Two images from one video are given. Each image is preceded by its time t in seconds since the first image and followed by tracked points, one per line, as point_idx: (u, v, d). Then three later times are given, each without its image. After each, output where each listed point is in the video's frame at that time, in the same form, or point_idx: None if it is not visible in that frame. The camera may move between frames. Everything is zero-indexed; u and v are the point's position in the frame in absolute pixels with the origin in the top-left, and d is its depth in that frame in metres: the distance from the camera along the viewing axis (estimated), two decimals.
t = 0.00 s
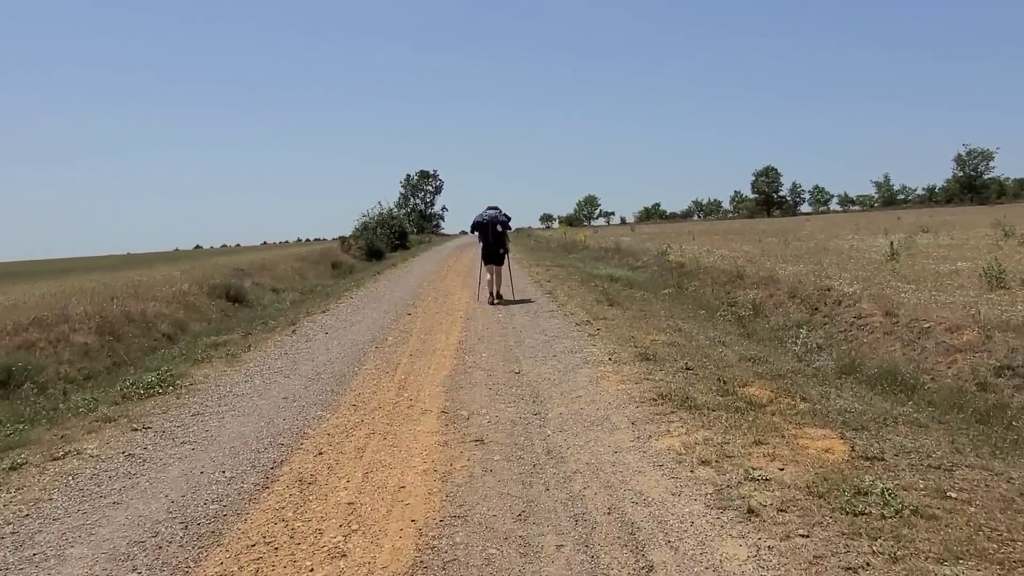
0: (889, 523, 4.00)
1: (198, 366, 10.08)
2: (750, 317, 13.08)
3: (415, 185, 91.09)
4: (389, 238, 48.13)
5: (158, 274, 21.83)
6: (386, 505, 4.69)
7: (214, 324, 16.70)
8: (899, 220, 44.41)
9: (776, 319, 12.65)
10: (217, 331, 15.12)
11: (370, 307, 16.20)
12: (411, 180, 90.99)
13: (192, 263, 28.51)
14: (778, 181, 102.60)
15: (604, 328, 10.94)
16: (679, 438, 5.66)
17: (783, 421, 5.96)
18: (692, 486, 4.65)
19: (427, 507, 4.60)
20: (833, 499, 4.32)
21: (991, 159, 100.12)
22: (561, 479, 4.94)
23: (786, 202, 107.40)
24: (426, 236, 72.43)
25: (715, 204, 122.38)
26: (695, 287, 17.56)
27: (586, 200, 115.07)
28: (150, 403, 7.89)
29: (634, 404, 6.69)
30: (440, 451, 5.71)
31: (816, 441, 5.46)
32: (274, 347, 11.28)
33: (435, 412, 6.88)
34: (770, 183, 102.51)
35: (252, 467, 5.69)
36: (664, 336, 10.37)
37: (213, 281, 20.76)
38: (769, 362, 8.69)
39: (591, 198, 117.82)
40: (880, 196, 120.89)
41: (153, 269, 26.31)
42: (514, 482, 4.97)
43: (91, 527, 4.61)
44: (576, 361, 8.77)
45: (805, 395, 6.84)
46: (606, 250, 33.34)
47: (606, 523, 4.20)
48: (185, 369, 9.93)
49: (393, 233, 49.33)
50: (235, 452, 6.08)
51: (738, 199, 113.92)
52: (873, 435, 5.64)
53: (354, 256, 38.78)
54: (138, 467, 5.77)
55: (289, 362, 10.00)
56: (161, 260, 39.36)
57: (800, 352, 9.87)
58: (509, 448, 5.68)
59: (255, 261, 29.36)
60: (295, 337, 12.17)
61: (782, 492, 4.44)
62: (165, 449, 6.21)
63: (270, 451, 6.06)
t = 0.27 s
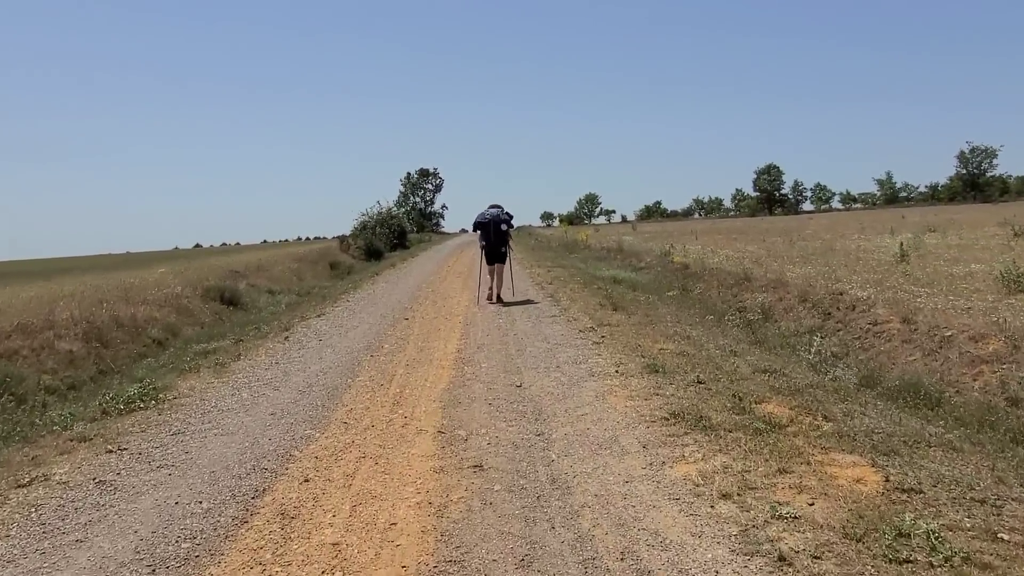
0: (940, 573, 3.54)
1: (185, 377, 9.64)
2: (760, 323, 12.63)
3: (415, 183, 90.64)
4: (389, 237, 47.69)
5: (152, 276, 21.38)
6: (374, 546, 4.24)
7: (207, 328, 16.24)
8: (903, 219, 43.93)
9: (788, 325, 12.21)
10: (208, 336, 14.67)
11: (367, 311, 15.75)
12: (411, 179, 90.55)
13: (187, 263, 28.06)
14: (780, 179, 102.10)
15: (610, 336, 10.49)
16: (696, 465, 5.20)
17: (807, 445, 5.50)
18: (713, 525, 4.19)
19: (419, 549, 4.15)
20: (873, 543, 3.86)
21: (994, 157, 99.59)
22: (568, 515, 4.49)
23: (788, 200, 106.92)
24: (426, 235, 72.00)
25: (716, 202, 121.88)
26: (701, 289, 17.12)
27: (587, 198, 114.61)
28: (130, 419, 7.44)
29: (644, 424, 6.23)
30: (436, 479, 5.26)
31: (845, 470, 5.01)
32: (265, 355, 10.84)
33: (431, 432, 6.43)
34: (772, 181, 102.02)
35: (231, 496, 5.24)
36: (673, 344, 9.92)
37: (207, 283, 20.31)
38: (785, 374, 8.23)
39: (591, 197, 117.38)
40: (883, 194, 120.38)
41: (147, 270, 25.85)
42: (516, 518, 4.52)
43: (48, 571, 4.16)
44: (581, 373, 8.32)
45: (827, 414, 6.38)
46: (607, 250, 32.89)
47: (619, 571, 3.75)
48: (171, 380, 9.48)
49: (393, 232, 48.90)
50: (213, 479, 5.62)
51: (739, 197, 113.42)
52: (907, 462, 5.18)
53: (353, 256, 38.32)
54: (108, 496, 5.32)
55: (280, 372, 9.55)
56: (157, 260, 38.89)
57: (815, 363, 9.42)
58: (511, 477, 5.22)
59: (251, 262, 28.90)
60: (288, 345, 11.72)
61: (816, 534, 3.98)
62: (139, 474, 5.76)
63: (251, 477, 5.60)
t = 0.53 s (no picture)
0: None
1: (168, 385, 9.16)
2: (770, 325, 12.15)
3: (415, 185, 90.19)
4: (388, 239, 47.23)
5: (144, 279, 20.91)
6: None
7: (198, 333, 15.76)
8: (907, 218, 43.46)
9: (799, 327, 11.73)
10: (198, 341, 14.18)
11: (363, 314, 15.26)
12: (410, 181, 90.11)
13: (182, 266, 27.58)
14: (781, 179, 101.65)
15: (614, 340, 10.02)
16: (715, 485, 4.70)
17: (836, 461, 5.01)
18: (739, 557, 3.70)
19: None
20: None
21: (996, 156, 99.13)
22: (575, 545, 4.00)
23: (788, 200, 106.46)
24: (425, 236, 71.51)
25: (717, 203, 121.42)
26: (707, 291, 16.65)
27: (587, 199, 114.19)
28: (103, 432, 6.96)
29: (655, 437, 5.74)
30: (428, 501, 4.77)
31: (881, 490, 4.51)
32: (254, 361, 10.35)
33: (425, 446, 5.95)
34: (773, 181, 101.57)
35: (202, 520, 4.76)
36: (681, 348, 9.43)
37: (200, 286, 19.83)
38: (802, 381, 7.74)
39: (591, 197, 116.94)
40: (884, 194, 119.93)
41: (139, 273, 25.36)
42: (516, 547, 4.03)
43: None
44: (585, 380, 7.84)
45: (853, 425, 5.89)
46: (608, 251, 32.42)
47: None
48: (153, 388, 9.00)
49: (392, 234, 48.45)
50: (185, 500, 5.13)
51: (740, 198, 112.97)
52: (948, 480, 4.69)
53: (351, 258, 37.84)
54: (68, 521, 4.83)
55: (268, 379, 9.06)
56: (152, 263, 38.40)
57: (832, 369, 8.93)
58: (510, 498, 4.73)
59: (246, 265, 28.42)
60: (279, 350, 11.24)
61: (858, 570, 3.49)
62: (104, 494, 5.27)
63: (226, 498, 5.11)
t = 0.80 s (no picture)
0: None
1: (152, 399, 8.69)
2: (785, 333, 11.65)
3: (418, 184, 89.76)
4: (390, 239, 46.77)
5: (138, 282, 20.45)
6: None
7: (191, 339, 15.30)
8: (915, 218, 42.87)
9: (815, 336, 11.23)
10: (190, 348, 13.71)
11: (361, 319, 14.77)
12: (413, 180, 89.67)
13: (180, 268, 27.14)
14: (786, 179, 101.04)
15: (623, 350, 9.53)
16: (742, 526, 4.21)
17: (875, 497, 4.52)
18: None
19: None
20: None
21: (1003, 154, 98.39)
22: None
23: (793, 199, 105.76)
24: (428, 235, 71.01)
25: (721, 202, 120.81)
26: (716, 295, 16.14)
27: (591, 198, 113.66)
28: (77, 454, 6.48)
29: (671, 466, 5.26)
30: (422, 543, 4.29)
31: (930, 534, 4.02)
32: (244, 371, 9.88)
33: (420, 474, 5.46)
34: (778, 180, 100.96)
35: (170, 565, 4.27)
36: (694, 360, 8.94)
37: (196, 289, 19.37)
38: (826, 397, 7.24)
39: (594, 196, 116.33)
40: (889, 193, 119.22)
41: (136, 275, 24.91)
42: None
43: None
44: (593, 396, 7.35)
45: (888, 452, 5.40)
46: (613, 252, 31.92)
47: None
48: (136, 402, 8.53)
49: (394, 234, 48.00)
50: (155, 538, 4.66)
51: (744, 197, 112.34)
52: (1003, 521, 4.19)
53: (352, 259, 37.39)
54: (22, 564, 4.36)
55: (258, 393, 8.58)
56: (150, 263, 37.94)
57: (854, 383, 8.43)
58: (513, 540, 4.25)
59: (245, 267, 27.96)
60: (272, 359, 10.77)
61: None
62: (67, 531, 4.80)
63: (200, 536, 4.64)
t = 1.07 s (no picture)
0: None
1: (136, 408, 8.24)
2: (800, 336, 11.18)
3: (420, 186, 89.39)
4: (392, 242, 46.36)
5: (134, 285, 20.02)
6: None
7: (185, 344, 14.85)
8: (923, 218, 42.33)
9: (832, 339, 10.75)
10: (182, 353, 13.25)
11: (360, 323, 14.32)
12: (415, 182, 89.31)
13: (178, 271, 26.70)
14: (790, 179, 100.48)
15: (632, 355, 9.07)
16: (775, 558, 3.74)
17: (922, 523, 4.04)
18: None
19: None
20: None
21: (1008, 154, 97.75)
22: None
23: (797, 199, 105.16)
24: (430, 237, 70.57)
25: (725, 203, 120.29)
26: (726, 297, 15.66)
27: (594, 200, 113.49)
28: (47, 471, 6.03)
29: (691, 486, 4.79)
30: None
31: (989, 568, 3.54)
32: (235, 379, 9.42)
33: (415, 494, 5.00)
34: (782, 180, 100.44)
35: None
36: (708, 365, 8.47)
37: (191, 292, 18.93)
38: (851, 406, 6.77)
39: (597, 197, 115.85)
40: (894, 193, 118.58)
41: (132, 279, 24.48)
42: None
43: None
44: (603, 405, 6.89)
45: (928, 469, 4.93)
46: (617, 253, 31.48)
47: None
48: (118, 413, 8.07)
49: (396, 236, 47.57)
50: (120, 571, 4.19)
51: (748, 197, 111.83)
52: None
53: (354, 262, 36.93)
54: None
55: (248, 403, 8.13)
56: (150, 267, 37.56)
57: (878, 390, 7.96)
58: (516, 573, 3.78)
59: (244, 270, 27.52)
60: (264, 366, 10.31)
61: None
62: (24, 562, 4.34)
63: (169, 568, 4.17)
